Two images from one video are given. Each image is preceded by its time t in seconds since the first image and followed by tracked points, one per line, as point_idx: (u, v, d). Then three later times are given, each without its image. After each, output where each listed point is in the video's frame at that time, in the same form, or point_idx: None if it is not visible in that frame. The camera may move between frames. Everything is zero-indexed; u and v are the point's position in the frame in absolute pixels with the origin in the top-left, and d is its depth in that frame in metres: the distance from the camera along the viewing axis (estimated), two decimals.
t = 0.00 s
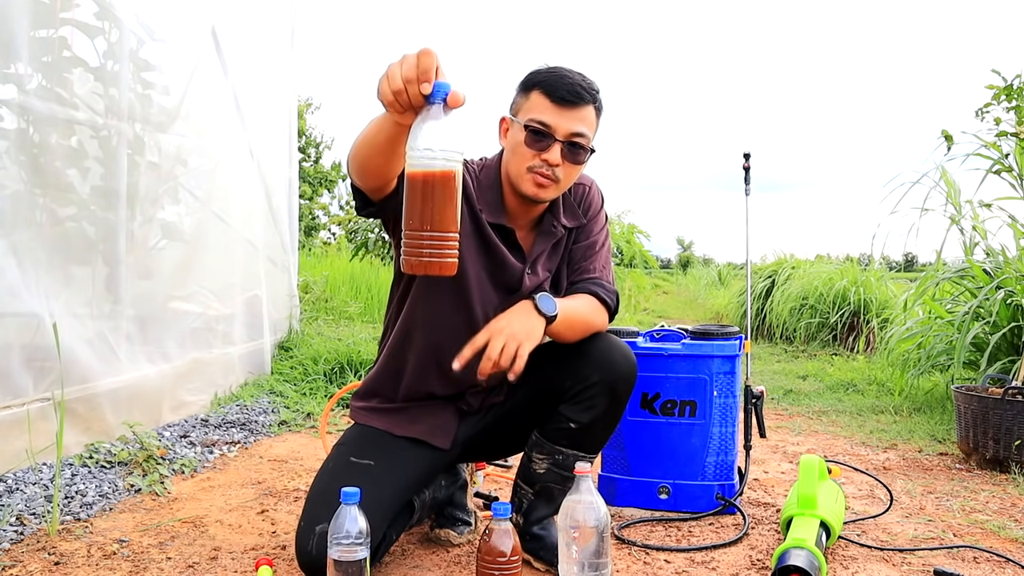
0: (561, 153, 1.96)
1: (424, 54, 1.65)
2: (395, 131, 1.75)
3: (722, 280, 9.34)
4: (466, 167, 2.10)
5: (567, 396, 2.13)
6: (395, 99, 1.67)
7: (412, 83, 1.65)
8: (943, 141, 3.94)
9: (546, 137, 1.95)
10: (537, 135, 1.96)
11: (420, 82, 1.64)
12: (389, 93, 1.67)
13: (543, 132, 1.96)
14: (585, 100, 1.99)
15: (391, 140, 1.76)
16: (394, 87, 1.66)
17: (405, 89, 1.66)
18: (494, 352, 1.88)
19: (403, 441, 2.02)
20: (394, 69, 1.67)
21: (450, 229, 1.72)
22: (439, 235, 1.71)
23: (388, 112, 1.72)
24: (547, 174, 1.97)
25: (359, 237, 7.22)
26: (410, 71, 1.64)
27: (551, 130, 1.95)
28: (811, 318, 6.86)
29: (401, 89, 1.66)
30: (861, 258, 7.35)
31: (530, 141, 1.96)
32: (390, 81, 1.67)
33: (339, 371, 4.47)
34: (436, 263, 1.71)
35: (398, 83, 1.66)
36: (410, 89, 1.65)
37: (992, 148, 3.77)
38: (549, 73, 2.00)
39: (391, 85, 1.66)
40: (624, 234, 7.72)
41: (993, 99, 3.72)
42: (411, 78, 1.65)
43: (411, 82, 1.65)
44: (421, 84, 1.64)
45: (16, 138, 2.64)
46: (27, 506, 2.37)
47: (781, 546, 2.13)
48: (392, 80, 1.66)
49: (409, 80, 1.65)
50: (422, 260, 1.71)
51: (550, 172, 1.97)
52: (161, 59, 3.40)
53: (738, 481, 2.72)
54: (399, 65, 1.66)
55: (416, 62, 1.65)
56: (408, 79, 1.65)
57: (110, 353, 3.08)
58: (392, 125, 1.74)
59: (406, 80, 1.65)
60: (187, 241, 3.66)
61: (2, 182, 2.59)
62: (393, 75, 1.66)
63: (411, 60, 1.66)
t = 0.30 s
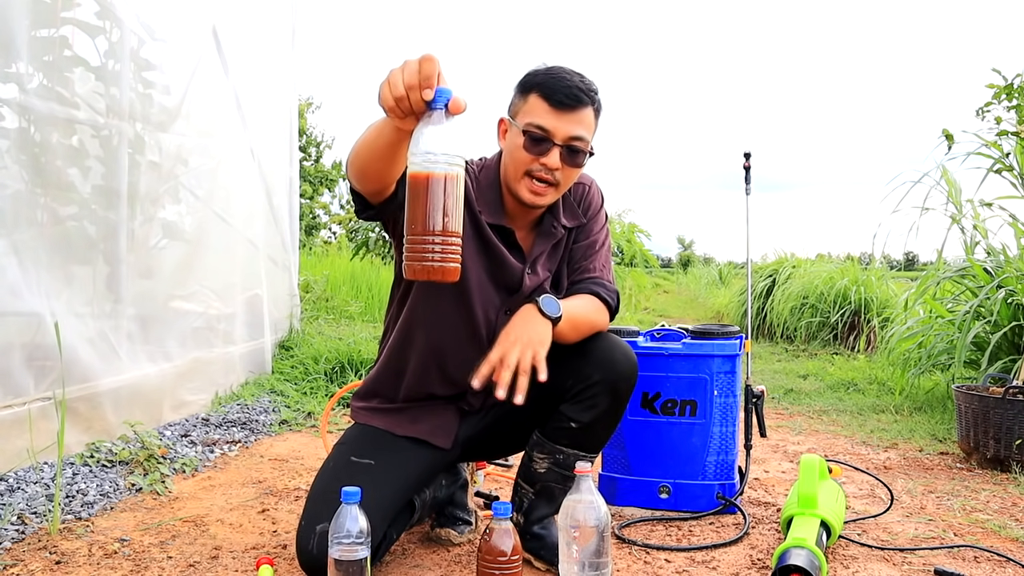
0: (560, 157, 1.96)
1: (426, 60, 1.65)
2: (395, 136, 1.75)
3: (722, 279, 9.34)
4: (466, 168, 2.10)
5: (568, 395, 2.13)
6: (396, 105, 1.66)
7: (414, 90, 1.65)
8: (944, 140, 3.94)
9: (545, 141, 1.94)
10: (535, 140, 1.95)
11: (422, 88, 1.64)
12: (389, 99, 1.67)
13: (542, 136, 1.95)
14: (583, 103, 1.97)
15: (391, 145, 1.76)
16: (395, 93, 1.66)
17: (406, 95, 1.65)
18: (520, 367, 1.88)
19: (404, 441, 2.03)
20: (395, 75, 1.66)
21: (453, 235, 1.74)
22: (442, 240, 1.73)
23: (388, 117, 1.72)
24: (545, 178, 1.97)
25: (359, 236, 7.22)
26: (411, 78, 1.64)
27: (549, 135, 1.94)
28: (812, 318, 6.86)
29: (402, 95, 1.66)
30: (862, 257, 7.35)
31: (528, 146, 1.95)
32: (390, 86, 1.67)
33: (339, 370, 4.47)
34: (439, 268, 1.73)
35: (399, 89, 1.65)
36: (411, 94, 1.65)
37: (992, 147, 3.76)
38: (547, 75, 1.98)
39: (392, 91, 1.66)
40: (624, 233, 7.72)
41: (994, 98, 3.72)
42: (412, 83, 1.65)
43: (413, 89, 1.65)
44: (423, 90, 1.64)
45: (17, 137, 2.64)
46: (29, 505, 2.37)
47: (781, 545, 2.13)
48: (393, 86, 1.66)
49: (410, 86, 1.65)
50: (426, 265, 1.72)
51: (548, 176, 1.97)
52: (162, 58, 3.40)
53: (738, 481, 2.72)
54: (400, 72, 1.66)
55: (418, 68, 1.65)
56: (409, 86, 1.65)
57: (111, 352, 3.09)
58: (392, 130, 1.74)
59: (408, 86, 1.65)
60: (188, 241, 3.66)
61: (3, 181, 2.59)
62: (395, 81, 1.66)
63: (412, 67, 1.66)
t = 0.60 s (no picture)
0: (558, 168, 1.95)
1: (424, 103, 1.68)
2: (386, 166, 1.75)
3: (723, 278, 9.34)
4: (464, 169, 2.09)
5: (568, 395, 2.13)
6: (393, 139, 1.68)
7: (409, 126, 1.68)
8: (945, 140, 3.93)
9: (543, 153, 1.93)
10: (534, 150, 1.93)
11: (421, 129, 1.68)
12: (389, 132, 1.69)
13: (540, 148, 1.93)
14: (582, 113, 1.94)
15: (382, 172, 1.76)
16: (394, 127, 1.68)
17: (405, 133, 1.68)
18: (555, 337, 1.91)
19: (404, 441, 2.03)
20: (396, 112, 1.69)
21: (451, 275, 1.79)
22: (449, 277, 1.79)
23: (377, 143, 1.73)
24: (543, 188, 1.97)
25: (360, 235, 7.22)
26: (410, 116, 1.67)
27: (547, 146, 1.93)
28: (813, 317, 6.86)
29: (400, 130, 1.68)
30: (863, 256, 7.35)
31: (526, 156, 1.94)
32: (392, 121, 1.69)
33: (340, 370, 4.48)
34: (437, 307, 1.79)
35: (398, 127, 1.68)
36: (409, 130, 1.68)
37: (993, 146, 3.76)
38: (547, 82, 1.93)
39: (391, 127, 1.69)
40: (625, 233, 7.72)
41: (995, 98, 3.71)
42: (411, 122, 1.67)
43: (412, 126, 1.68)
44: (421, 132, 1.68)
45: (17, 137, 2.64)
46: (30, 504, 2.38)
47: (781, 544, 2.13)
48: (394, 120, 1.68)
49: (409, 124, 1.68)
50: (425, 305, 1.78)
51: (546, 186, 1.97)
52: (163, 57, 3.40)
53: (739, 480, 2.72)
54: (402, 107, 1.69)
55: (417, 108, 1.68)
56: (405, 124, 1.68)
57: (112, 352, 3.09)
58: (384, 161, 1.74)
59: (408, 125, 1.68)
60: (189, 241, 3.67)
61: (4, 181, 2.59)
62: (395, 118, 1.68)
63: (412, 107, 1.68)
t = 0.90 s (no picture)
0: (559, 171, 1.95)
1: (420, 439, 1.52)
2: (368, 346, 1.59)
3: (723, 278, 9.34)
4: (460, 180, 2.03)
5: (567, 393, 2.13)
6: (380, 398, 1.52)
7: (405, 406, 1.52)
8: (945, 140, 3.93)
9: (545, 156, 1.93)
10: (535, 153, 1.94)
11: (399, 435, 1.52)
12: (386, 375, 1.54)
13: (542, 151, 1.93)
14: (584, 116, 1.94)
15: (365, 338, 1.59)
16: (385, 402, 1.51)
17: (387, 419, 1.51)
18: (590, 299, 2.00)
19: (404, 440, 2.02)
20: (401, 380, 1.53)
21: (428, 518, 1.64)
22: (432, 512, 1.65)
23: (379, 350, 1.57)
24: (545, 191, 1.96)
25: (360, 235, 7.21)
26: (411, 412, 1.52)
27: (549, 149, 1.93)
28: (813, 316, 6.86)
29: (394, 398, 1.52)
30: (863, 256, 7.34)
31: (528, 159, 1.94)
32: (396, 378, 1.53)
33: (340, 370, 4.48)
34: None
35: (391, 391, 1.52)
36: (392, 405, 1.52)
37: (993, 146, 3.76)
38: (548, 86, 1.93)
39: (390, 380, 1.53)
40: (625, 232, 7.72)
41: (995, 97, 3.71)
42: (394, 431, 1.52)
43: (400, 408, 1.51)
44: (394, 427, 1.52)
45: (17, 137, 2.64)
46: (30, 504, 2.38)
47: (781, 544, 2.13)
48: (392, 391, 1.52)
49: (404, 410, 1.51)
50: None
51: (548, 189, 1.96)
52: (163, 57, 3.40)
53: (738, 479, 2.72)
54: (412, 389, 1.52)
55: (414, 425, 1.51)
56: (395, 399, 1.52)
57: (112, 352, 3.09)
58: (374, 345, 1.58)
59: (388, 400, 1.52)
60: (190, 241, 3.67)
61: (4, 181, 2.60)
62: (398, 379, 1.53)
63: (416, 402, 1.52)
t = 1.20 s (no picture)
0: (566, 174, 1.94)
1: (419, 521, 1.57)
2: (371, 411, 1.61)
3: (724, 278, 9.33)
4: (456, 187, 2.00)
5: (566, 390, 2.13)
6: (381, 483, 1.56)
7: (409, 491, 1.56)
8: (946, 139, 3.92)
9: (552, 160, 1.92)
10: (542, 157, 1.93)
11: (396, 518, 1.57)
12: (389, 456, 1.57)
13: (549, 154, 1.92)
14: (589, 119, 1.94)
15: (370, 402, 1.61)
16: (391, 485, 1.55)
17: (387, 504, 1.56)
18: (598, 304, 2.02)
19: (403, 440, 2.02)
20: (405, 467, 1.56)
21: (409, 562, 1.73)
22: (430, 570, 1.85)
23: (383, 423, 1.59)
24: (551, 194, 1.96)
25: (360, 234, 7.22)
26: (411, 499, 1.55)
27: (556, 153, 1.92)
28: (814, 316, 6.85)
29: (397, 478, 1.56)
30: (864, 256, 7.34)
31: (535, 163, 1.93)
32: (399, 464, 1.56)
33: (341, 370, 4.48)
34: None
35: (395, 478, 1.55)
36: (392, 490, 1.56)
37: (993, 146, 3.76)
38: (553, 88, 1.92)
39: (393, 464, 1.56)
40: (626, 232, 7.72)
41: (995, 97, 3.70)
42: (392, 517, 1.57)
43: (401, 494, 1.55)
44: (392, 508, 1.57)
45: (17, 137, 2.64)
46: (30, 504, 2.38)
47: (781, 544, 2.13)
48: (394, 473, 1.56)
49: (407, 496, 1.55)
50: None
51: (555, 193, 1.96)
52: (163, 57, 3.40)
53: (739, 479, 2.72)
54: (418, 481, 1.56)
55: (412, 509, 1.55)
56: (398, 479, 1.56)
57: (112, 352, 3.09)
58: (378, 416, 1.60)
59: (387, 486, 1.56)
60: (190, 241, 3.67)
61: (4, 181, 2.60)
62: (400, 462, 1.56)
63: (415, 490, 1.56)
